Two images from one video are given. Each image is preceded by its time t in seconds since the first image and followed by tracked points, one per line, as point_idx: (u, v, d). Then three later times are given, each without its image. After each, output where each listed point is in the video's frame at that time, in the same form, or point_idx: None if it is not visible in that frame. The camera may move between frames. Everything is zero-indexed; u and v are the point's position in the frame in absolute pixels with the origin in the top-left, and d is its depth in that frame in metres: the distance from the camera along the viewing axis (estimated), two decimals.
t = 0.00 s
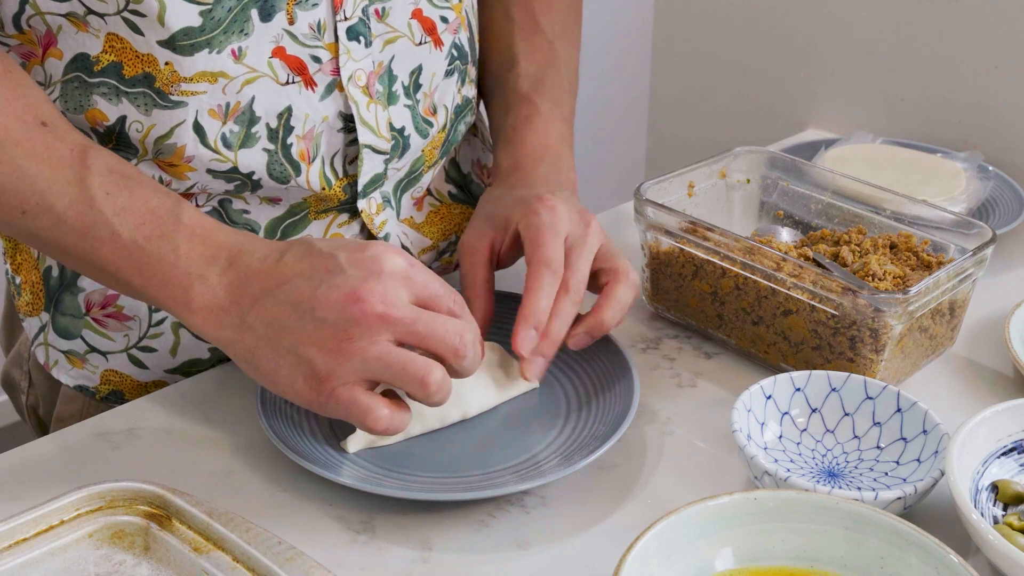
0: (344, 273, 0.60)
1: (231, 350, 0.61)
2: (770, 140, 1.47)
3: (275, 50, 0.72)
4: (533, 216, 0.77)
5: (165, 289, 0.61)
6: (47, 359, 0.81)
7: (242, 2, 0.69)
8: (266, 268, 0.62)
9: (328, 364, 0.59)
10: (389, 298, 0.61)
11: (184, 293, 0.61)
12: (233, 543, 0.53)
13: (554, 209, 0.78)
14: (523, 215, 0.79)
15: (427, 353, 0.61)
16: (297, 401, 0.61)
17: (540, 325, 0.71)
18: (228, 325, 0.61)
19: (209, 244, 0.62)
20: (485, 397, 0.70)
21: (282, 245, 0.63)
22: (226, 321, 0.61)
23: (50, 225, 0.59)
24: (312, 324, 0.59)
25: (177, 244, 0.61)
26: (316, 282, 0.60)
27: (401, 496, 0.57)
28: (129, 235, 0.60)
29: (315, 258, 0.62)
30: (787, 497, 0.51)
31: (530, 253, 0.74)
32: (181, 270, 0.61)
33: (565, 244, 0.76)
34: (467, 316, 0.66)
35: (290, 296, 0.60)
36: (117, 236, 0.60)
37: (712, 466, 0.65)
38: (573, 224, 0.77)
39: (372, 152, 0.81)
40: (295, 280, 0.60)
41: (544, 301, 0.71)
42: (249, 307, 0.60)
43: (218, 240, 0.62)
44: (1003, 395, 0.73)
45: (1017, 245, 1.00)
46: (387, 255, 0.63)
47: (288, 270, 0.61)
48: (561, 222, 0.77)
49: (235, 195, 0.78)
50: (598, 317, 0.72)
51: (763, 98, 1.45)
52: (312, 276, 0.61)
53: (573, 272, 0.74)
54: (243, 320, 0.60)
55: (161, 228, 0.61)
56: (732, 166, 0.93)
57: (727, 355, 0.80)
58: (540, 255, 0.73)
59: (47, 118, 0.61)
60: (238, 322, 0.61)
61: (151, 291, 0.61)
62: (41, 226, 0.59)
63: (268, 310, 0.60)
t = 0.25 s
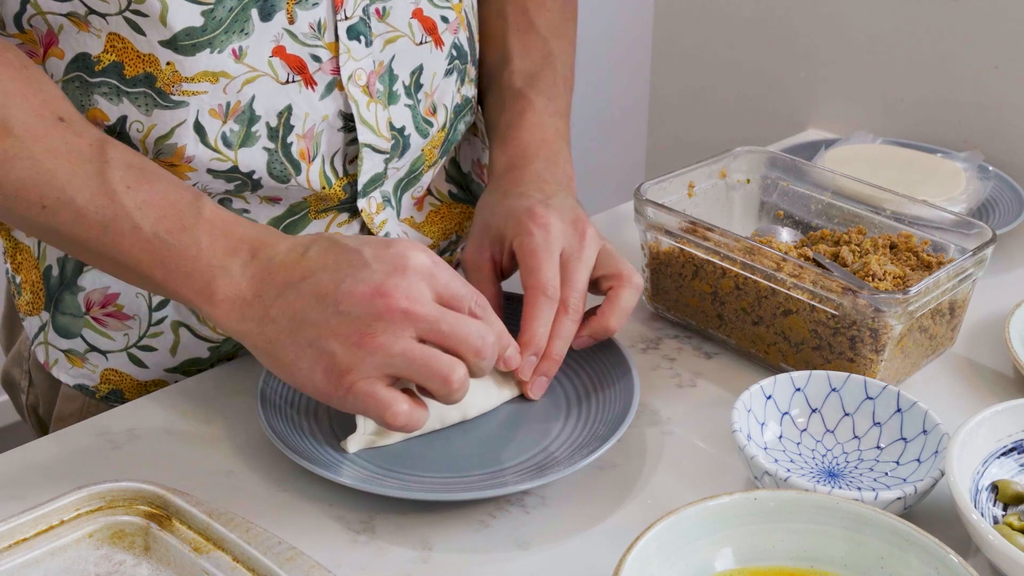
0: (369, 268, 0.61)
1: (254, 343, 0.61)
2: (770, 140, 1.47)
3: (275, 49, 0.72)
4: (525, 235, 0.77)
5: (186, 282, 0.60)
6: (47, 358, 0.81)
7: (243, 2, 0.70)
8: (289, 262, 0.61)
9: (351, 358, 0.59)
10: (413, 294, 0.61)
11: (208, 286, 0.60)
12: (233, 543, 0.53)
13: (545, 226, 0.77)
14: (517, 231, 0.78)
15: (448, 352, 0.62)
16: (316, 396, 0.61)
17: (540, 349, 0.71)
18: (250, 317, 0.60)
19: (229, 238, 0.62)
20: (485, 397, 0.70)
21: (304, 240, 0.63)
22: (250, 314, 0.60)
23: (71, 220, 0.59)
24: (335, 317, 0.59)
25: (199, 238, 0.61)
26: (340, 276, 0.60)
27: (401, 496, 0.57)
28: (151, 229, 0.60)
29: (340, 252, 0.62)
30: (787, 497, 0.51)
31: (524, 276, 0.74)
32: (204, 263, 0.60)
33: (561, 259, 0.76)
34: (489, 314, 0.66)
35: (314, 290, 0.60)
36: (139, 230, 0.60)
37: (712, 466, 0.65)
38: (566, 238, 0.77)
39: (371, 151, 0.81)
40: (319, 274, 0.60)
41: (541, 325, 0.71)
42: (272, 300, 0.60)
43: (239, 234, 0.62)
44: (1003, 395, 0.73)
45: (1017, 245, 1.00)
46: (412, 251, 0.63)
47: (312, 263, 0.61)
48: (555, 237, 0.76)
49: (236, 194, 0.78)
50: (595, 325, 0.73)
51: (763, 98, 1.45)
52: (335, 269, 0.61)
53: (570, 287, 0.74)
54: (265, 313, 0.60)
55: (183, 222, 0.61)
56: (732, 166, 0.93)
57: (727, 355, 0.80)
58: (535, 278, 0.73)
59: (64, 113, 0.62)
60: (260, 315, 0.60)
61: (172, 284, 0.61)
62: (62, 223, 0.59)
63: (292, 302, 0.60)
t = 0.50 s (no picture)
0: (373, 268, 0.61)
1: (262, 348, 0.61)
2: (770, 140, 1.47)
3: (276, 47, 0.72)
4: (537, 233, 0.77)
5: (196, 290, 0.61)
6: (48, 357, 0.81)
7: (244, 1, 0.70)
8: (295, 268, 0.62)
9: (360, 356, 0.60)
10: (419, 290, 0.61)
11: (215, 294, 0.61)
12: (233, 543, 0.53)
13: (557, 225, 0.77)
14: (530, 228, 0.78)
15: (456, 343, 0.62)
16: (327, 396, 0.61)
17: (534, 349, 0.72)
18: (259, 323, 0.61)
19: (237, 245, 0.62)
20: (485, 397, 0.70)
21: (309, 246, 0.64)
22: (258, 319, 0.61)
23: (81, 227, 0.59)
24: (343, 318, 0.60)
25: (207, 245, 0.61)
26: (346, 278, 0.61)
27: (401, 495, 0.57)
28: (160, 237, 0.60)
29: (343, 255, 0.63)
30: (787, 497, 0.51)
31: (529, 274, 0.74)
32: (212, 270, 0.61)
33: (576, 255, 0.76)
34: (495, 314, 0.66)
35: (320, 293, 0.61)
36: (149, 237, 0.60)
37: (712, 466, 0.65)
38: (579, 236, 0.77)
39: (370, 149, 0.81)
40: (325, 276, 0.61)
41: (539, 325, 0.72)
42: (282, 305, 0.61)
43: (246, 241, 0.63)
44: (1003, 396, 0.73)
45: (1017, 245, 1.00)
46: (415, 249, 0.63)
47: (317, 267, 0.62)
48: (567, 236, 0.76)
49: (237, 193, 0.78)
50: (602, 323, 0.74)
51: (763, 98, 1.45)
52: (340, 272, 0.61)
53: (585, 284, 0.73)
54: (274, 318, 0.61)
55: (193, 229, 0.61)
56: (732, 166, 0.93)
57: (728, 355, 0.80)
58: (540, 278, 0.73)
59: (71, 119, 0.61)
60: (269, 320, 0.61)
61: (182, 292, 0.61)
62: (71, 230, 0.59)
63: (300, 307, 0.61)
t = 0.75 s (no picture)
0: (363, 278, 0.62)
1: (252, 357, 0.61)
2: (770, 140, 1.47)
3: (278, 47, 0.72)
4: (541, 242, 0.76)
5: (188, 296, 0.61)
6: (50, 357, 0.81)
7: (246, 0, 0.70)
8: (287, 276, 0.62)
9: (351, 365, 0.60)
10: (409, 300, 0.61)
11: (206, 300, 0.61)
12: (233, 543, 0.53)
13: (562, 234, 0.76)
14: (534, 236, 0.78)
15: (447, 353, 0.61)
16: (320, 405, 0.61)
17: (525, 355, 0.72)
18: (250, 331, 0.61)
19: (231, 252, 0.63)
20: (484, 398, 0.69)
21: (302, 254, 0.64)
22: (249, 327, 0.61)
23: (74, 231, 0.59)
24: (335, 326, 0.60)
25: (200, 252, 0.61)
26: (337, 288, 0.61)
27: (399, 495, 0.57)
28: (153, 243, 0.60)
29: (335, 265, 0.63)
30: (787, 497, 0.51)
31: (529, 283, 0.74)
32: (205, 277, 0.61)
33: (578, 261, 0.76)
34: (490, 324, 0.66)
35: (312, 302, 0.61)
36: (141, 243, 0.60)
37: (712, 466, 0.65)
38: (582, 243, 0.77)
39: (371, 149, 0.81)
40: (317, 286, 0.61)
41: (531, 333, 0.73)
42: (273, 312, 0.61)
43: (240, 249, 0.63)
44: (1003, 395, 0.73)
45: (1017, 245, 1.00)
46: (406, 261, 0.64)
47: (309, 276, 0.62)
48: (569, 245, 0.76)
49: (238, 193, 0.78)
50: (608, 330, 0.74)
51: (763, 98, 1.45)
52: (332, 282, 0.62)
53: (587, 291, 0.73)
54: (265, 326, 0.61)
55: (185, 236, 0.61)
56: (732, 166, 0.93)
57: (727, 355, 0.79)
58: (539, 286, 0.73)
59: (62, 120, 0.61)
60: (260, 328, 0.61)
61: (174, 298, 0.61)
62: (64, 233, 0.59)
63: (290, 316, 0.61)
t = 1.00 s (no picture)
0: (373, 271, 0.61)
1: (263, 350, 0.62)
2: (770, 139, 1.47)
3: (279, 47, 0.72)
4: (540, 244, 0.76)
5: (201, 291, 0.61)
6: (50, 358, 0.81)
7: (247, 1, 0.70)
8: (298, 269, 0.62)
9: (355, 359, 0.60)
10: (417, 295, 0.61)
11: (219, 295, 0.61)
12: (233, 543, 0.53)
13: (561, 236, 0.76)
14: (532, 238, 0.77)
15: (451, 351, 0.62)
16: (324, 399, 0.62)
17: (527, 354, 0.72)
18: (260, 324, 0.61)
19: (242, 246, 0.63)
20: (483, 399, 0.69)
21: (313, 246, 0.64)
22: (259, 320, 0.61)
23: (86, 229, 0.59)
24: (342, 321, 0.60)
25: (211, 247, 0.61)
26: (346, 280, 0.61)
27: (399, 496, 0.57)
28: (165, 239, 0.60)
29: (346, 257, 0.63)
30: (787, 497, 0.51)
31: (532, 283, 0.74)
32: (216, 272, 0.61)
33: (578, 267, 0.75)
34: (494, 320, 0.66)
35: (321, 295, 0.61)
36: (153, 239, 0.60)
37: (712, 466, 0.65)
38: (582, 246, 0.76)
39: (373, 150, 0.81)
40: (326, 279, 0.61)
41: (534, 334, 0.72)
42: (284, 305, 0.61)
43: (250, 242, 0.63)
44: (1003, 395, 0.73)
45: (1017, 245, 1.00)
46: (417, 254, 0.63)
47: (319, 269, 0.62)
48: (569, 248, 0.76)
49: (239, 195, 0.78)
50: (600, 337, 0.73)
51: (763, 97, 1.45)
52: (341, 275, 0.61)
53: (587, 295, 0.73)
54: (274, 319, 0.61)
55: (197, 231, 0.62)
56: (732, 166, 0.93)
57: (727, 355, 0.79)
58: (542, 288, 0.73)
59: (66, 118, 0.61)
60: (271, 321, 0.61)
61: (186, 293, 0.61)
62: (76, 230, 0.59)
63: (300, 309, 0.61)
